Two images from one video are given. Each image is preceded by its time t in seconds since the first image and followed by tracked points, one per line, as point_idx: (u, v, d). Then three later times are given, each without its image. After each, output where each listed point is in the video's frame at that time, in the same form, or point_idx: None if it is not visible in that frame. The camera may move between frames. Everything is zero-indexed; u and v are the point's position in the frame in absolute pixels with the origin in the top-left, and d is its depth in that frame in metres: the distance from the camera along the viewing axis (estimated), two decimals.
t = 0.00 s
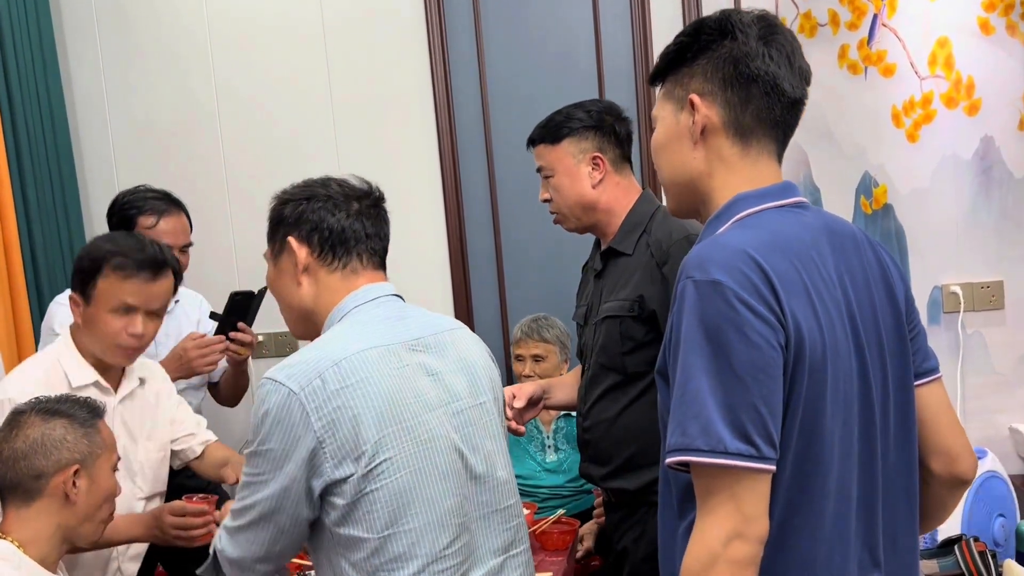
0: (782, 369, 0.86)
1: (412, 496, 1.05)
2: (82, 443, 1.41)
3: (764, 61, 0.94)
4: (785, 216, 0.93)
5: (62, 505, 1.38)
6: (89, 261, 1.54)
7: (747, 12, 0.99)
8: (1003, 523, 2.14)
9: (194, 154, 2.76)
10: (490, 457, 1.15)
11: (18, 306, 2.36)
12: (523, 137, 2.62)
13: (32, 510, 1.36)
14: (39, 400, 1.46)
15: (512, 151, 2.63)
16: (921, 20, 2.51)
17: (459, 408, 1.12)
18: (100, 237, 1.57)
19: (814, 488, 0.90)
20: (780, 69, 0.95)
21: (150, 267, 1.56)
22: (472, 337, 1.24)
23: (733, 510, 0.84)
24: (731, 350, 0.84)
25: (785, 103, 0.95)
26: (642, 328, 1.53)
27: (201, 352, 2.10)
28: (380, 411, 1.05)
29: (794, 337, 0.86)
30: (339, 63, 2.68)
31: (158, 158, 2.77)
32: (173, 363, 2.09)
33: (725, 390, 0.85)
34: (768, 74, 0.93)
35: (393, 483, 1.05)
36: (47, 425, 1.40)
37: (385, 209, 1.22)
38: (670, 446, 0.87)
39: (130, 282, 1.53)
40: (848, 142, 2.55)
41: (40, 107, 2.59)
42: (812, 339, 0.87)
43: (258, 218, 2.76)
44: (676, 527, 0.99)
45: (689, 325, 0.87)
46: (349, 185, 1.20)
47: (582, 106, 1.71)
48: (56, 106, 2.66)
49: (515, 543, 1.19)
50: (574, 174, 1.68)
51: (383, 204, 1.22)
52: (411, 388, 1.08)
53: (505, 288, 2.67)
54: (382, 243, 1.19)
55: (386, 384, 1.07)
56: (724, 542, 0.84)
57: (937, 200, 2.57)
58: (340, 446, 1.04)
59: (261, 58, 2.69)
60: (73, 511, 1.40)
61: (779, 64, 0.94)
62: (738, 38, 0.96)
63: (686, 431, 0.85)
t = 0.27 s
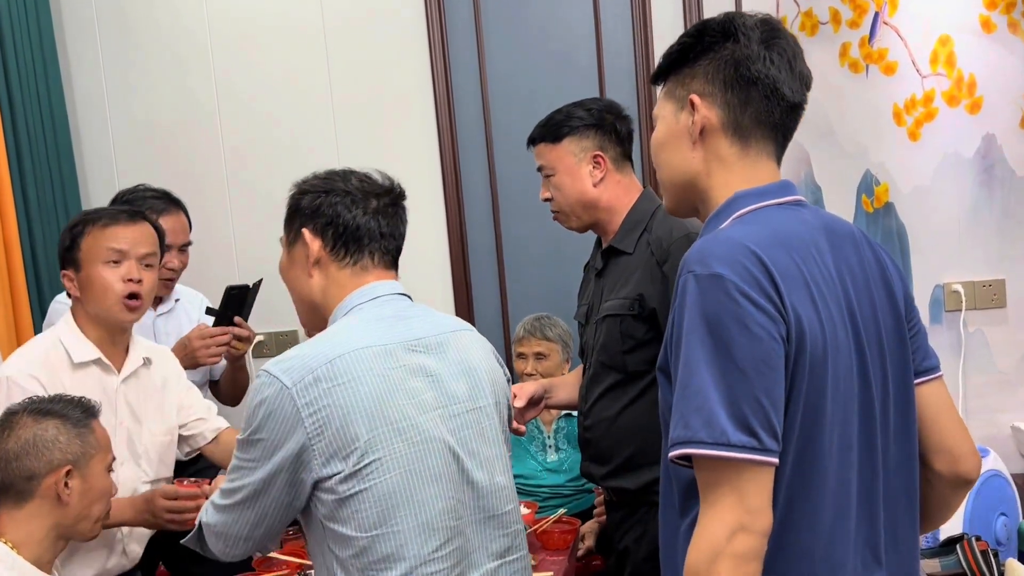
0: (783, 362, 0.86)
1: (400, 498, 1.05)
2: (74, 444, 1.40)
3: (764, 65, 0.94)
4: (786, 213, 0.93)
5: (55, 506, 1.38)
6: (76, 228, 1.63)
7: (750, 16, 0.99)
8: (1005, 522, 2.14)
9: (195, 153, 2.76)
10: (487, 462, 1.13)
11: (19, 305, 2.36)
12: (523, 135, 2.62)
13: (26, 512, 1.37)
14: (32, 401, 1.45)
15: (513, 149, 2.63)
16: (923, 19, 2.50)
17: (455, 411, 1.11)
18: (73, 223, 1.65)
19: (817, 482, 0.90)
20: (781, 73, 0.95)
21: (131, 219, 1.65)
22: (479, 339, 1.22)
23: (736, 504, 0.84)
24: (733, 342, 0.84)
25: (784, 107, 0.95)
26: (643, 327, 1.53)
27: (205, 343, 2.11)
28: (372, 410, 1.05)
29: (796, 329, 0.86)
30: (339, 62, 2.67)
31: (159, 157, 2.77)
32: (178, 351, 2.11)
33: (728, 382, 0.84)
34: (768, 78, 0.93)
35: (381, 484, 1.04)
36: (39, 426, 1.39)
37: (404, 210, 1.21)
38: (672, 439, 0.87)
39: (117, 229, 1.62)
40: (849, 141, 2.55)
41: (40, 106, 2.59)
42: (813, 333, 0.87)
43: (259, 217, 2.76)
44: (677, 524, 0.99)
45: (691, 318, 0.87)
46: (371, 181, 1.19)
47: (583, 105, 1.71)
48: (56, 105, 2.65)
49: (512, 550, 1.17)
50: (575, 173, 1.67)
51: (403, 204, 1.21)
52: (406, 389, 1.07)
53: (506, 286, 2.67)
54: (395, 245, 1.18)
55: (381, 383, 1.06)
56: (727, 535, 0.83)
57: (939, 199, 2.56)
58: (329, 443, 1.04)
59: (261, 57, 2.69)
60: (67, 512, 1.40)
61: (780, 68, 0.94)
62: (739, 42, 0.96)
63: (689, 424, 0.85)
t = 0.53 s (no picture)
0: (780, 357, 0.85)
1: (387, 510, 1.02)
2: (78, 446, 1.40)
3: (764, 69, 0.94)
4: (783, 212, 0.93)
5: (57, 508, 1.38)
6: (101, 235, 1.56)
7: (750, 21, 0.99)
8: (1007, 521, 2.14)
9: (195, 153, 2.76)
10: (483, 475, 1.10)
11: (19, 304, 2.36)
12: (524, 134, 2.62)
13: (28, 513, 1.37)
14: (34, 402, 1.44)
15: (513, 148, 2.63)
16: (925, 18, 2.50)
17: (451, 421, 1.08)
18: (105, 219, 1.58)
19: (815, 476, 0.89)
20: (779, 77, 0.95)
21: (161, 251, 1.60)
22: (483, 345, 1.18)
23: (733, 498, 0.83)
24: (728, 337, 0.84)
25: (782, 111, 0.95)
26: (645, 327, 1.53)
27: (206, 334, 2.10)
28: (363, 419, 1.02)
29: (791, 325, 0.86)
30: (339, 62, 2.67)
31: (159, 156, 2.77)
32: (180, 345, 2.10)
33: (724, 377, 0.84)
34: (767, 82, 0.94)
35: (369, 494, 1.02)
36: (44, 428, 1.39)
37: (416, 206, 1.18)
38: (668, 433, 0.87)
39: (141, 260, 1.57)
40: (851, 141, 2.55)
41: (41, 106, 2.59)
42: (809, 330, 0.87)
43: (259, 217, 2.76)
44: (677, 522, 0.98)
45: (688, 313, 0.86)
46: (382, 176, 1.16)
47: (582, 105, 1.71)
48: (56, 105, 2.65)
49: (507, 564, 1.14)
50: (576, 174, 1.67)
51: (414, 200, 1.18)
52: (400, 397, 1.05)
53: (506, 285, 2.67)
54: (404, 242, 1.15)
55: (374, 391, 1.04)
56: (724, 529, 0.83)
57: (940, 199, 2.56)
58: (318, 450, 1.02)
59: (261, 57, 2.69)
60: (69, 514, 1.40)
61: (779, 73, 0.95)
62: (739, 46, 0.96)
63: (685, 418, 0.85)
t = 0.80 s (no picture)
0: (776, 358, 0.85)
1: (377, 525, 1.01)
2: (86, 448, 1.41)
3: (765, 68, 0.94)
4: (781, 211, 0.93)
5: (62, 510, 1.38)
6: (134, 262, 1.56)
7: (750, 21, 0.99)
8: (1007, 521, 2.14)
9: (195, 153, 2.76)
10: (478, 488, 1.09)
11: (18, 305, 2.36)
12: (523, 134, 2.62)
13: (33, 515, 1.36)
14: (42, 403, 1.44)
15: (512, 148, 2.63)
16: (926, 18, 2.50)
17: (446, 433, 1.06)
18: (138, 248, 1.57)
19: (811, 475, 0.89)
20: (780, 77, 0.95)
21: (188, 286, 1.62)
22: (487, 351, 1.15)
23: (728, 497, 0.83)
24: (725, 337, 0.84)
25: (783, 110, 0.95)
26: (648, 327, 1.53)
27: (205, 330, 2.10)
28: (354, 432, 1.00)
29: (788, 324, 0.86)
30: (339, 61, 2.67)
31: (159, 156, 2.77)
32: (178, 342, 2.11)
33: (720, 377, 0.84)
34: (768, 81, 0.94)
35: (359, 508, 1.01)
36: (53, 429, 1.39)
37: (419, 200, 1.16)
38: (664, 433, 0.87)
39: (169, 295, 1.59)
40: (852, 140, 2.55)
41: (40, 106, 2.59)
42: (806, 329, 0.87)
43: (259, 217, 2.76)
44: (676, 522, 0.98)
45: (685, 312, 0.86)
46: (382, 169, 1.14)
47: (574, 110, 1.70)
48: (55, 105, 2.65)
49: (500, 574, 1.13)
50: (571, 179, 1.67)
51: (417, 194, 1.16)
52: (395, 409, 1.03)
53: (506, 285, 2.67)
54: (405, 238, 1.13)
55: (367, 403, 1.01)
56: (719, 528, 0.83)
57: (941, 198, 2.56)
58: (308, 462, 1.00)
59: (261, 57, 2.69)
60: (73, 517, 1.39)
61: (779, 72, 0.95)
62: (740, 45, 0.96)
63: (680, 417, 0.85)
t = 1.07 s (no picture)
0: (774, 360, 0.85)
1: (367, 540, 1.00)
2: (93, 450, 1.41)
3: (764, 67, 0.94)
4: (780, 212, 0.93)
5: (67, 511, 1.37)
6: (139, 268, 1.56)
7: (748, 20, 0.99)
8: (1007, 522, 2.14)
9: (193, 154, 2.75)
10: (475, 501, 1.07)
11: (16, 307, 2.36)
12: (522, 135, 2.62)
13: (38, 516, 1.35)
14: (48, 406, 1.44)
15: (510, 149, 2.63)
16: (924, 18, 2.50)
17: (441, 445, 1.04)
18: (142, 254, 1.58)
19: (810, 476, 0.89)
20: (780, 75, 0.95)
21: (190, 292, 1.63)
22: (491, 358, 1.12)
23: (724, 499, 0.83)
24: (722, 339, 0.84)
25: (783, 109, 0.95)
26: (646, 331, 1.53)
27: (199, 329, 2.10)
28: (344, 444, 1.00)
29: (786, 326, 0.85)
30: (337, 62, 2.67)
31: (156, 158, 2.76)
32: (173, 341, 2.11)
33: (717, 379, 0.84)
34: (768, 80, 0.94)
35: (349, 522, 1.00)
36: (60, 431, 1.39)
37: (415, 198, 1.15)
38: (661, 435, 0.87)
39: (174, 302, 1.60)
40: (851, 141, 2.55)
41: (38, 108, 2.58)
42: (804, 330, 0.87)
43: (257, 218, 2.75)
44: (673, 524, 0.98)
45: (682, 313, 0.86)
46: (376, 168, 1.14)
47: (562, 116, 1.69)
48: (53, 106, 2.65)
49: None
50: (551, 188, 1.70)
51: (413, 192, 1.15)
52: (386, 421, 1.01)
53: (504, 286, 2.67)
54: (401, 236, 1.11)
55: (357, 415, 1.00)
56: (715, 530, 0.83)
57: (940, 199, 2.56)
58: (298, 473, 1.00)
59: (259, 58, 2.69)
60: (78, 518, 1.39)
61: (779, 71, 0.95)
62: (739, 44, 0.96)
63: (677, 419, 0.85)
